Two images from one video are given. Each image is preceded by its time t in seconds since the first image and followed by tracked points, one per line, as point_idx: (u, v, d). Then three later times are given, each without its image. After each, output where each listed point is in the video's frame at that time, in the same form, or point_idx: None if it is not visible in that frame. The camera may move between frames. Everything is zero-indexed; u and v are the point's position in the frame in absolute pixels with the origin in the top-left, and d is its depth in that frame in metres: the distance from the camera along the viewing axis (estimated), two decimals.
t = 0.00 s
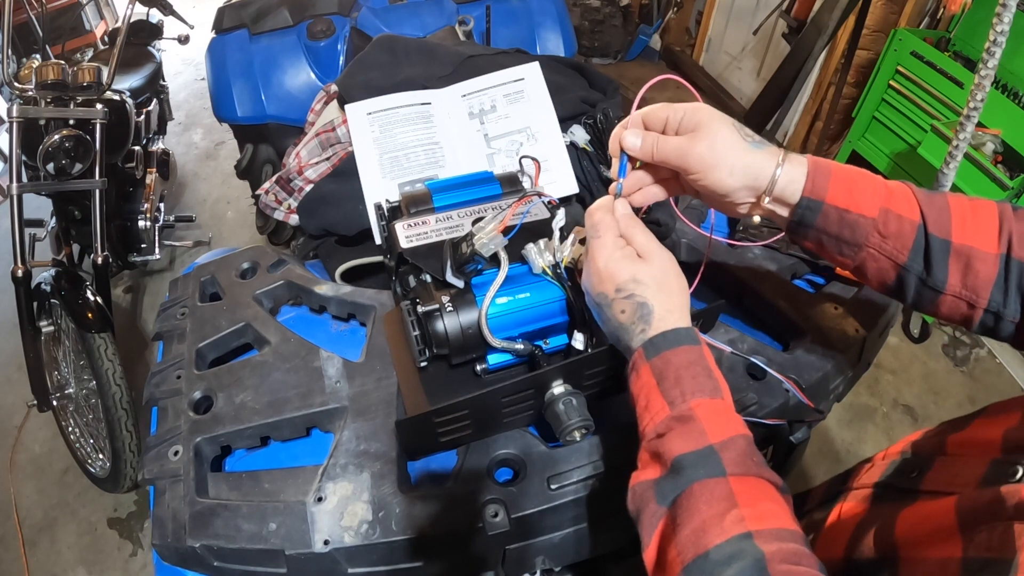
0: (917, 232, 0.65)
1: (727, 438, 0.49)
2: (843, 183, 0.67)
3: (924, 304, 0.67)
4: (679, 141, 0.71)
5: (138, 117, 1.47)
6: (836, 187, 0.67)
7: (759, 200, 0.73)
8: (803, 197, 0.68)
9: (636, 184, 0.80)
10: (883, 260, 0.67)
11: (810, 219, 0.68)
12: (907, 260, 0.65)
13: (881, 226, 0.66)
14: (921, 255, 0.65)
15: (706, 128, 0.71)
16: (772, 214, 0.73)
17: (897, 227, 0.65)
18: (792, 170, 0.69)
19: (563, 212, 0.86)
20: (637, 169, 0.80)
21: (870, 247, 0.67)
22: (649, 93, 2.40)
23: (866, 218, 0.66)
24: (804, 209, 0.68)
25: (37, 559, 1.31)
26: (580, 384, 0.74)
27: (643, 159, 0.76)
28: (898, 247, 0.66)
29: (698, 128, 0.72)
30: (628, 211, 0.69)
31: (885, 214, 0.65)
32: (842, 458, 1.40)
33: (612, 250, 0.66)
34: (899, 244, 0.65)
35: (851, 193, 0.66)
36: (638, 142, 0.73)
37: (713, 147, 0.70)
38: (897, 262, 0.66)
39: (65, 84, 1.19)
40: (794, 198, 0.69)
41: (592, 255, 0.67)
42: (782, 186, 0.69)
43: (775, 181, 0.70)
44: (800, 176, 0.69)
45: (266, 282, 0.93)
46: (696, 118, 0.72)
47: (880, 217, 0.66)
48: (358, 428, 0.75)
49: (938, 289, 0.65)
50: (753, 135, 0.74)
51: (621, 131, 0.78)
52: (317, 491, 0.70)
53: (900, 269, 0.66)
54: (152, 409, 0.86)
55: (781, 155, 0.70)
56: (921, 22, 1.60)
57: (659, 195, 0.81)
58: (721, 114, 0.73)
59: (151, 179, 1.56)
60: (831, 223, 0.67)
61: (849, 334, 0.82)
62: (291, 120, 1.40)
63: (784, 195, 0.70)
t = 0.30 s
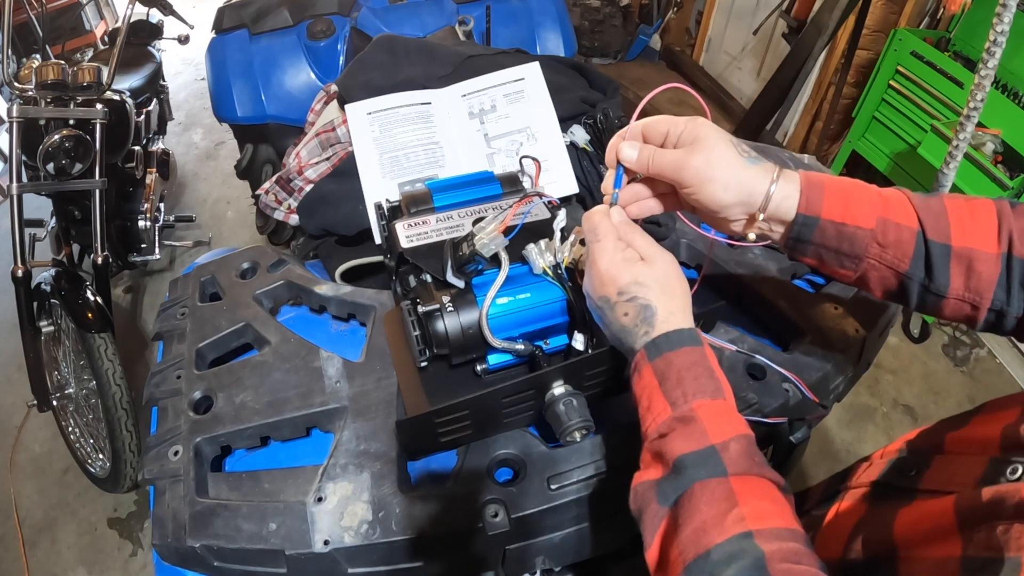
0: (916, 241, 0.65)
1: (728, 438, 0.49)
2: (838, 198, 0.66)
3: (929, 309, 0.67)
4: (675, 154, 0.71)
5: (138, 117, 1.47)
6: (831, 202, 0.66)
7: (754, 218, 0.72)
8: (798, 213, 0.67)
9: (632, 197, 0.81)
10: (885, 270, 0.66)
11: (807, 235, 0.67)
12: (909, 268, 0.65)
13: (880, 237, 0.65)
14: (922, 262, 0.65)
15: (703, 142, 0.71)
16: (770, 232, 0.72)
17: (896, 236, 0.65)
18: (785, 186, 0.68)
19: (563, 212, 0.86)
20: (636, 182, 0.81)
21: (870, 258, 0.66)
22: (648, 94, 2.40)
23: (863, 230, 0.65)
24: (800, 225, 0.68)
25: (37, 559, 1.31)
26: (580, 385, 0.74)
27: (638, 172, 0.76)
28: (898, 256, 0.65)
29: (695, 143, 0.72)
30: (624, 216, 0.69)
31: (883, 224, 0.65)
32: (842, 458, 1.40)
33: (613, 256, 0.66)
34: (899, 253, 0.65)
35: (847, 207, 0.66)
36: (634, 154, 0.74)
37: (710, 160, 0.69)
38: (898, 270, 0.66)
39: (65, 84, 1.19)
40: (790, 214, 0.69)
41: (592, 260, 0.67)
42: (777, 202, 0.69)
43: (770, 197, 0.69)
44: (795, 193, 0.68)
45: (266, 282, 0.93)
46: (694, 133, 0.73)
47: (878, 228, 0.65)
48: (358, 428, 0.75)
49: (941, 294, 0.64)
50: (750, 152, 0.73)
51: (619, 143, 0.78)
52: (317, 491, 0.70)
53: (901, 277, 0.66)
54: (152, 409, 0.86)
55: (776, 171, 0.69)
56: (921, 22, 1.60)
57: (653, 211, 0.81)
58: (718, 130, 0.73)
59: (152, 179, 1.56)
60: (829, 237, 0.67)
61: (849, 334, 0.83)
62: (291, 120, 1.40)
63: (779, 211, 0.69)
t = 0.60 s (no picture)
0: (910, 245, 0.65)
1: (730, 436, 0.49)
2: (829, 207, 0.67)
3: (926, 311, 0.66)
4: (666, 165, 0.71)
5: (138, 117, 1.47)
6: (821, 210, 0.66)
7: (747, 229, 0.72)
8: (790, 223, 0.67)
9: (626, 207, 0.80)
10: (879, 276, 0.67)
11: (800, 244, 0.68)
12: (904, 273, 0.65)
13: (873, 243, 0.66)
14: (917, 266, 0.65)
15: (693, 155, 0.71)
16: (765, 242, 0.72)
17: (890, 241, 0.65)
18: (776, 196, 0.68)
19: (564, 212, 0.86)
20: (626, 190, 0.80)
21: (864, 264, 0.67)
22: (648, 94, 2.40)
23: (856, 237, 0.66)
24: (793, 234, 0.68)
25: (37, 559, 1.31)
26: (581, 385, 0.74)
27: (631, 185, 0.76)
28: (893, 262, 0.66)
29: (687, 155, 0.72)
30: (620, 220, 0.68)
31: (876, 230, 0.65)
32: (842, 458, 1.40)
33: (613, 257, 0.66)
34: (893, 258, 0.65)
35: (838, 215, 0.66)
36: (626, 168, 0.74)
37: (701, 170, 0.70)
38: (894, 275, 0.66)
39: (65, 84, 1.19)
40: (782, 224, 0.69)
41: (592, 264, 0.67)
42: (769, 211, 0.69)
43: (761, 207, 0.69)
44: (786, 202, 0.68)
45: (266, 282, 0.93)
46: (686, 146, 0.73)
47: (870, 234, 0.66)
48: (358, 428, 0.75)
49: (938, 298, 0.64)
50: (742, 162, 0.73)
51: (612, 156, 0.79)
52: (317, 491, 0.70)
53: (898, 282, 0.66)
54: (152, 409, 0.86)
55: (767, 182, 0.69)
56: (921, 22, 1.60)
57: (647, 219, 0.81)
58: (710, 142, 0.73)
59: (152, 179, 1.56)
60: (822, 245, 0.67)
61: (849, 334, 0.83)
62: (291, 120, 1.40)
63: (771, 221, 0.69)
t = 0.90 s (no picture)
0: (924, 262, 0.65)
1: (717, 436, 0.49)
2: (851, 220, 0.67)
3: (937, 337, 0.65)
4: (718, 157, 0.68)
5: (138, 117, 1.47)
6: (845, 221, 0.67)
7: (772, 240, 0.71)
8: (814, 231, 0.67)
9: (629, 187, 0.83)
10: (894, 291, 0.66)
11: (821, 253, 0.67)
12: (918, 288, 0.64)
13: (889, 257, 0.65)
14: (930, 284, 0.64)
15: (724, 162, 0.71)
16: (786, 254, 0.71)
17: (905, 257, 0.65)
18: (804, 209, 0.68)
19: (563, 212, 0.86)
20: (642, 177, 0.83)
21: (881, 277, 0.66)
22: (648, 94, 2.40)
23: (875, 248, 0.65)
24: (815, 243, 0.67)
25: (37, 559, 1.31)
26: (580, 384, 0.75)
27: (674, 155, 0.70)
28: (908, 277, 0.65)
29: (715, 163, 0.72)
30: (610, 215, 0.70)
31: (892, 245, 0.66)
32: (843, 458, 1.40)
33: (598, 252, 0.66)
34: (909, 273, 0.65)
35: (857, 226, 0.67)
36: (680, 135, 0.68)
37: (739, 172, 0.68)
38: (908, 290, 0.65)
39: (65, 84, 1.19)
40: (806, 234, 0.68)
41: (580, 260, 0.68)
42: (795, 222, 0.68)
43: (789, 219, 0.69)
44: (811, 213, 0.68)
45: (266, 282, 0.93)
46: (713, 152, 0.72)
47: (887, 247, 0.66)
48: (358, 428, 0.75)
49: (948, 317, 0.64)
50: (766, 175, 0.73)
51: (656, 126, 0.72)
52: (317, 491, 0.70)
53: (911, 298, 0.65)
54: (152, 409, 0.86)
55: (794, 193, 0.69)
56: (921, 22, 1.60)
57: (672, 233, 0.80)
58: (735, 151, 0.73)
59: (151, 179, 1.55)
60: (843, 255, 0.66)
61: (849, 334, 0.83)
62: (291, 120, 1.40)
63: (797, 231, 0.69)
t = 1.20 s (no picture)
0: (947, 293, 0.64)
1: (719, 435, 0.49)
2: (878, 250, 0.68)
3: (940, 341, 0.65)
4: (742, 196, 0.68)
5: (138, 117, 1.47)
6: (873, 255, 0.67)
7: (801, 272, 0.72)
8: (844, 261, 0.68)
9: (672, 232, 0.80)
10: (918, 321, 0.65)
11: (850, 284, 0.67)
12: (941, 319, 0.64)
13: (914, 289, 0.65)
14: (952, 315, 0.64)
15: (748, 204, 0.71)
16: (815, 285, 0.71)
17: (928, 288, 0.65)
18: (833, 240, 0.69)
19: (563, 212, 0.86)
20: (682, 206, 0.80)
21: (906, 307, 0.66)
22: (648, 94, 2.40)
23: (901, 280, 0.65)
24: (844, 273, 0.68)
25: (37, 559, 1.31)
26: (580, 384, 0.75)
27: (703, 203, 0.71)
28: (932, 307, 0.64)
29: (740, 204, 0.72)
30: (610, 216, 0.70)
31: (917, 276, 0.65)
32: (842, 458, 1.40)
33: (598, 255, 0.66)
34: (932, 303, 0.64)
35: (885, 257, 0.67)
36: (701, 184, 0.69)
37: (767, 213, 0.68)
38: (931, 320, 0.65)
39: (65, 84, 1.19)
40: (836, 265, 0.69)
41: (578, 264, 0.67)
42: (825, 254, 0.69)
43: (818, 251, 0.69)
44: (841, 244, 0.69)
45: (266, 282, 0.93)
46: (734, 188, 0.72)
47: (913, 279, 0.65)
48: (358, 428, 0.75)
49: (968, 345, 0.63)
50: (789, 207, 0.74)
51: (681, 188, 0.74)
52: (317, 491, 0.70)
53: (933, 327, 0.65)
54: (152, 409, 0.86)
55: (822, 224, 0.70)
56: (921, 22, 1.60)
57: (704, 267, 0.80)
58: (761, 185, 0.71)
59: (152, 179, 1.55)
60: (870, 285, 0.67)
61: (849, 334, 0.84)
62: (291, 120, 1.39)
63: (825, 263, 0.69)
